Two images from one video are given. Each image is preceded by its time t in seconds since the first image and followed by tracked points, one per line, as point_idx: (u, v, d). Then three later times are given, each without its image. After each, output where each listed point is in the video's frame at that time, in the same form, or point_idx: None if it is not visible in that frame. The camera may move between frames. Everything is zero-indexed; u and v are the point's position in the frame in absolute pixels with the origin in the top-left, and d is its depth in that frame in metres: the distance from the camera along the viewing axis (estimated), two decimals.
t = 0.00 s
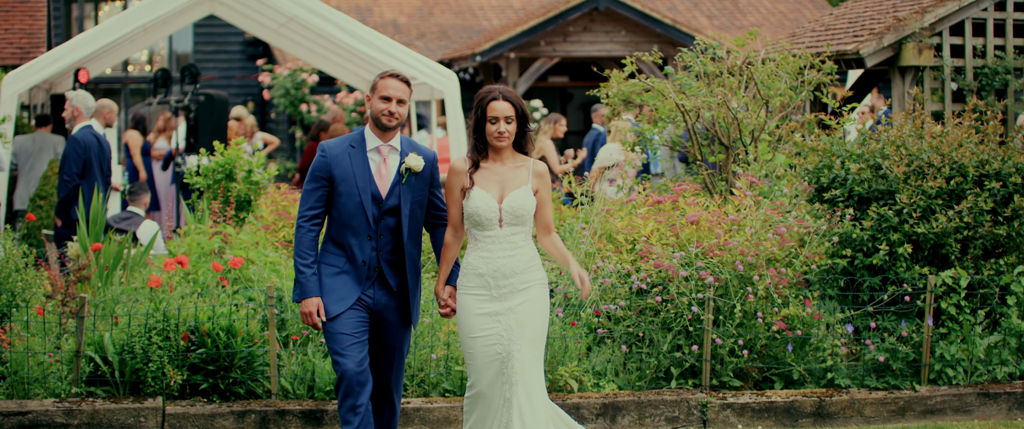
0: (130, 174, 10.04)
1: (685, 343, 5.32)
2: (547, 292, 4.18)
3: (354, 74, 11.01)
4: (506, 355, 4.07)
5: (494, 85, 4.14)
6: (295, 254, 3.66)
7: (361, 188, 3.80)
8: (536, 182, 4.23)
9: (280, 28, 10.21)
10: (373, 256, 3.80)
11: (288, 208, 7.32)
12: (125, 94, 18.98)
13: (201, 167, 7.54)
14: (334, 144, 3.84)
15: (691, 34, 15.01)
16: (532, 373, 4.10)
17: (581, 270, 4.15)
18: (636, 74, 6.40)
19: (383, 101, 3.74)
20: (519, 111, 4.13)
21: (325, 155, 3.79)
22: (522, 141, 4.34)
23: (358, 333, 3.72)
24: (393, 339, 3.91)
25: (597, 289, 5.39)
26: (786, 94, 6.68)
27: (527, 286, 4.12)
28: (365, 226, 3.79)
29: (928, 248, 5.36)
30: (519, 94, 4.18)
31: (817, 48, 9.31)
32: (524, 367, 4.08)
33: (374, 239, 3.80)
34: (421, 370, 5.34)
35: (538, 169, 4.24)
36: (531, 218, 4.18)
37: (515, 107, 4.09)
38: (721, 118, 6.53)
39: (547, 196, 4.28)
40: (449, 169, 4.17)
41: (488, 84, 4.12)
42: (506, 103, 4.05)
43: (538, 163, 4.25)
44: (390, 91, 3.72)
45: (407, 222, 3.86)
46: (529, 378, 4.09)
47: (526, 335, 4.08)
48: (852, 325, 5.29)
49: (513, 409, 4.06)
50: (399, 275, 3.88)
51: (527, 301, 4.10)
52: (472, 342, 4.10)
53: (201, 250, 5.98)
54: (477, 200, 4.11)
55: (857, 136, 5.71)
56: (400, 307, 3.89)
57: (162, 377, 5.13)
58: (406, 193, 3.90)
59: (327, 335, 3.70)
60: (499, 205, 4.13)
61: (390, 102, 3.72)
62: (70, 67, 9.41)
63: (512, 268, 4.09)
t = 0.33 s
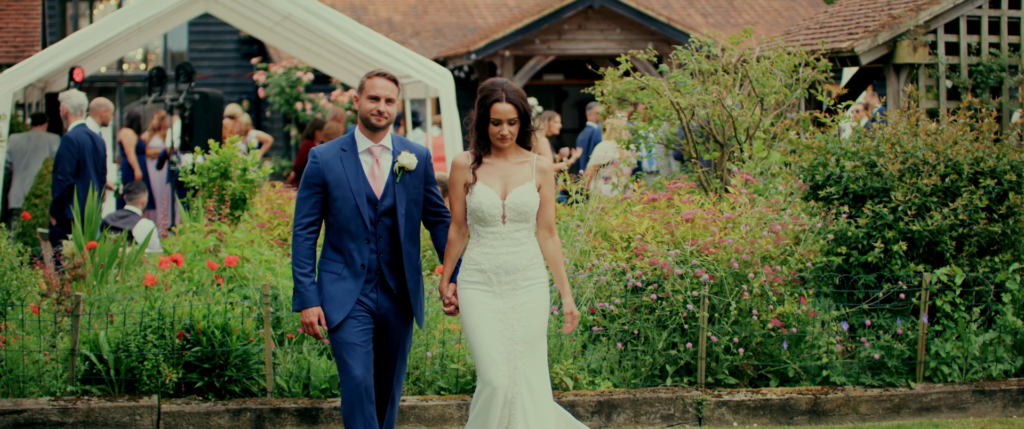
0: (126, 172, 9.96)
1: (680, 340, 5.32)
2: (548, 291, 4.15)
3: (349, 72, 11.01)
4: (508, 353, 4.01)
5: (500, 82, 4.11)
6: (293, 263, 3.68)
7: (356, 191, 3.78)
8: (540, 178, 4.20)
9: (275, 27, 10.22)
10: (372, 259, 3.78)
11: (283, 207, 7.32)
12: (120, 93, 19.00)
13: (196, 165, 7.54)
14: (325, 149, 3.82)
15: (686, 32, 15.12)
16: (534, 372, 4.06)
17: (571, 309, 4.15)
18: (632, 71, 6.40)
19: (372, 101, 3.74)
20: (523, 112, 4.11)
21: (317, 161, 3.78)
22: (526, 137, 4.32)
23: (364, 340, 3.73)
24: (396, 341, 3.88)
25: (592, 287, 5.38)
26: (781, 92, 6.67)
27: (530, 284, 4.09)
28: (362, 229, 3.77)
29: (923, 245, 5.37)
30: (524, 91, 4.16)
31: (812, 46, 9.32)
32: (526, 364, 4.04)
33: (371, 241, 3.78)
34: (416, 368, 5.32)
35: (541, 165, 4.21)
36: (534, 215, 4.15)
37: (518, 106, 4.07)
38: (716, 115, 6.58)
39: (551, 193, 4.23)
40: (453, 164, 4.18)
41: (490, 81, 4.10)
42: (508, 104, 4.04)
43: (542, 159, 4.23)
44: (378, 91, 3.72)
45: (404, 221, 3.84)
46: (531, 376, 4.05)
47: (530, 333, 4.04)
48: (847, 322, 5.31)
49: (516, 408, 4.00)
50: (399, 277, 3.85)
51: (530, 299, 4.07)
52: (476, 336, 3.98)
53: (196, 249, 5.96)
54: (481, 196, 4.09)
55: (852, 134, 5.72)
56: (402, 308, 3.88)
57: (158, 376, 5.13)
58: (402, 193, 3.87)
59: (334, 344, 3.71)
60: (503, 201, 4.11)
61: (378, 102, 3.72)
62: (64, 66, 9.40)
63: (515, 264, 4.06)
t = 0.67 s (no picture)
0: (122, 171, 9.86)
1: (676, 339, 5.32)
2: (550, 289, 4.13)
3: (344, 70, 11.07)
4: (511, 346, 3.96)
5: (509, 82, 3.97)
6: (293, 264, 3.68)
7: (350, 187, 3.76)
8: (544, 176, 4.19)
9: (271, 25, 10.28)
10: (369, 254, 3.77)
11: (279, 205, 7.33)
12: (115, 92, 19.00)
13: (191, 164, 7.54)
14: (318, 147, 3.80)
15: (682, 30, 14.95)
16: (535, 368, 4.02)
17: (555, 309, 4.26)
18: (628, 70, 6.41)
19: (361, 95, 3.72)
20: (531, 116, 4.00)
21: (310, 160, 3.75)
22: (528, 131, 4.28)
23: (364, 340, 3.74)
24: (399, 336, 3.86)
25: (588, 285, 5.40)
26: (777, 90, 6.68)
27: (533, 282, 4.07)
28: (358, 224, 3.76)
29: (919, 243, 5.37)
30: (532, 93, 4.04)
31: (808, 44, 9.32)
32: (528, 359, 4.00)
33: (368, 236, 3.77)
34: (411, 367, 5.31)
35: (546, 163, 4.20)
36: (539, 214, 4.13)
37: (526, 111, 3.96)
38: (711, 113, 6.54)
39: (555, 192, 4.22)
40: (457, 160, 4.14)
41: (497, 82, 3.95)
42: (516, 110, 3.93)
43: (546, 157, 4.22)
44: (367, 84, 3.69)
45: (401, 213, 3.82)
46: (532, 372, 4.02)
47: (532, 329, 4.03)
48: (843, 320, 5.31)
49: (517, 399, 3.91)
50: (397, 271, 3.84)
51: (533, 296, 4.05)
52: (479, 327, 3.94)
53: (193, 247, 5.95)
54: (486, 193, 4.06)
55: (848, 132, 5.73)
56: (404, 303, 3.86)
57: (154, 374, 5.12)
58: (397, 184, 3.86)
59: (334, 345, 3.73)
60: (508, 199, 4.08)
61: (367, 96, 3.69)
62: (60, 64, 9.39)
63: (519, 261, 4.04)
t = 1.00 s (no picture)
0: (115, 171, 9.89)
1: (672, 339, 5.31)
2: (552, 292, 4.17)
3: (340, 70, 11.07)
4: (517, 350, 3.99)
5: (518, 90, 3.93)
6: (291, 259, 3.60)
7: (346, 184, 3.72)
8: (550, 180, 4.14)
9: (266, 25, 10.27)
10: (365, 254, 3.73)
11: (274, 205, 7.33)
12: (111, 92, 19.00)
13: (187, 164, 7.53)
14: (314, 143, 3.76)
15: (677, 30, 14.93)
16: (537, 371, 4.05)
17: (562, 315, 4.16)
18: (623, 70, 6.41)
19: (358, 92, 3.67)
20: (539, 125, 3.98)
21: (306, 156, 3.72)
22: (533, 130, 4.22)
23: (359, 342, 3.75)
24: (400, 331, 3.78)
25: (584, 285, 5.40)
26: (772, 90, 6.68)
27: (537, 285, 4.10)
28: (354, 223, 3.72)
29: (914, 243, 5.37)
30: (541, 100, 4.00)
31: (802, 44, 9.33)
32: (532, 362, 4.04)
33: (364, 235, 3.73)
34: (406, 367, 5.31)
35: (551, 166, 4.15)
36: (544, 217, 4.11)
37: (535, 119, 3.95)
38: (707, 113, 6.57)
39: (560, 195, 4.17)
40: (462, 161, 4.09)
41: (506, 89, 3.93)
42: (524, 120, 3.92)
43: (552, 160, 4.17)
44: (364, 82, 3.65)
45: (396, 212, 3.78)
46: (536, 375, 4.05)
47: (534, 333, 4.07)
48: (838, 320, 5.30)
49: (522, 400, 3.94)
50: (394, 270, 3.81)
51: (536, 300, 4.09)
52: (483, 330, 3.96)
53: (187, 247, 6.00)
54: (493, 195, 4.05)
55: (843, 132, 5.74)
56: (403, 302, 3.81)
57: (149, 374, 5.12)
58: (392, 183, 3.82)
59: (330, 345, 3.74)
60: (516, 202, 4.06)
61: (365, 93, 3.65)
62: (55, 64, 9.38)
63: (524, 265, 4.05)
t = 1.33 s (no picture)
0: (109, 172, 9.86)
1: (666, 339, 5.31)
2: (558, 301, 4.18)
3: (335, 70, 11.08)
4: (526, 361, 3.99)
5: (526, 97, 3.92)
6: (285, 257, 3.56)
7: (342, 185, 3.71)
8: (556, 186, 4.15)
9: (261, 26, 10.28)
10: (361, 255, 3.70)
11: (269, 205, 7.32)
12: (106, 92, 18.97)
13: (181, 164, 7.53)
14: (311, 142, 3.75)
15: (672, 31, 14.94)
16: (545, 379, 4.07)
17: (571, 322, 4.13)
18: (618, 70, 6.41)
19: (358, 92, 3.64)
20: (547, 133, 3.97)
21: (303, 154, 3.71)
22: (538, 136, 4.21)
23: (355, 344, 3.73)
24: (400, 332, 3.71)
25: (578, 286, 5.38)
26: (766, 91, 6.69)
27: (544, 293, 4.11)
28: (350, 223, 3.70)
29: (908, 244, 5.37)
30: (549, 107, 3.99)
31: (797, 44, 9.33)
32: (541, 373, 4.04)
33: (360, 236, 3.71)
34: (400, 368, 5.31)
35: (557, 172, 4.15)
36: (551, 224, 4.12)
37: (544, 127, 3.93)
38: (702, 114, 6.55)
39: (566, 201, 4.19)
40: (469, 166, 4.04)
41: (515, 95, 3.91)
42: (533, 128, 3.90)
43: (558, 166, 4.17)
44: (364, 81, 3.62)
45: (390, 214, 3.76)
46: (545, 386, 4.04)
47: (541, 340, 4.09)
48: (832, 321, 5.30)
49: (536, 410, 3.93)
50: (391, 272, 3.77)
51: (543, 308, 4.10)
52: (493, 339, 3.98)
53: (182, 248, 5.90)
54: (503, 202, 4.02)
55: (837, 133, 5.74)
56: (400, 303, 3.76)
57: (143, 375, 5.12)
58: (389, 185, 3.80)
59: (327, 345, 3.73)
60: (525, 209, 4.05)
61: (365, 93, 3.62)
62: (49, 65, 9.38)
63: (532, 273, 4.05)
